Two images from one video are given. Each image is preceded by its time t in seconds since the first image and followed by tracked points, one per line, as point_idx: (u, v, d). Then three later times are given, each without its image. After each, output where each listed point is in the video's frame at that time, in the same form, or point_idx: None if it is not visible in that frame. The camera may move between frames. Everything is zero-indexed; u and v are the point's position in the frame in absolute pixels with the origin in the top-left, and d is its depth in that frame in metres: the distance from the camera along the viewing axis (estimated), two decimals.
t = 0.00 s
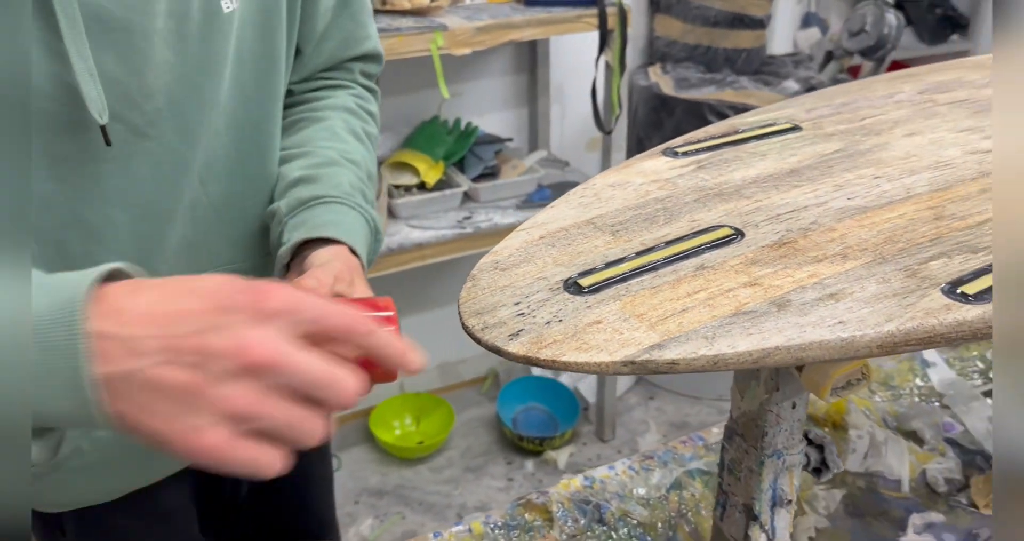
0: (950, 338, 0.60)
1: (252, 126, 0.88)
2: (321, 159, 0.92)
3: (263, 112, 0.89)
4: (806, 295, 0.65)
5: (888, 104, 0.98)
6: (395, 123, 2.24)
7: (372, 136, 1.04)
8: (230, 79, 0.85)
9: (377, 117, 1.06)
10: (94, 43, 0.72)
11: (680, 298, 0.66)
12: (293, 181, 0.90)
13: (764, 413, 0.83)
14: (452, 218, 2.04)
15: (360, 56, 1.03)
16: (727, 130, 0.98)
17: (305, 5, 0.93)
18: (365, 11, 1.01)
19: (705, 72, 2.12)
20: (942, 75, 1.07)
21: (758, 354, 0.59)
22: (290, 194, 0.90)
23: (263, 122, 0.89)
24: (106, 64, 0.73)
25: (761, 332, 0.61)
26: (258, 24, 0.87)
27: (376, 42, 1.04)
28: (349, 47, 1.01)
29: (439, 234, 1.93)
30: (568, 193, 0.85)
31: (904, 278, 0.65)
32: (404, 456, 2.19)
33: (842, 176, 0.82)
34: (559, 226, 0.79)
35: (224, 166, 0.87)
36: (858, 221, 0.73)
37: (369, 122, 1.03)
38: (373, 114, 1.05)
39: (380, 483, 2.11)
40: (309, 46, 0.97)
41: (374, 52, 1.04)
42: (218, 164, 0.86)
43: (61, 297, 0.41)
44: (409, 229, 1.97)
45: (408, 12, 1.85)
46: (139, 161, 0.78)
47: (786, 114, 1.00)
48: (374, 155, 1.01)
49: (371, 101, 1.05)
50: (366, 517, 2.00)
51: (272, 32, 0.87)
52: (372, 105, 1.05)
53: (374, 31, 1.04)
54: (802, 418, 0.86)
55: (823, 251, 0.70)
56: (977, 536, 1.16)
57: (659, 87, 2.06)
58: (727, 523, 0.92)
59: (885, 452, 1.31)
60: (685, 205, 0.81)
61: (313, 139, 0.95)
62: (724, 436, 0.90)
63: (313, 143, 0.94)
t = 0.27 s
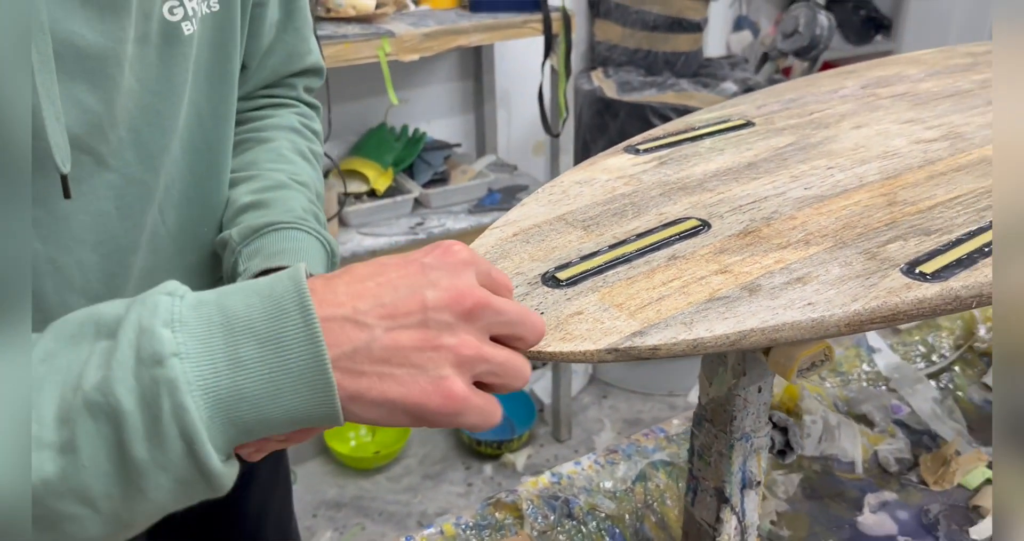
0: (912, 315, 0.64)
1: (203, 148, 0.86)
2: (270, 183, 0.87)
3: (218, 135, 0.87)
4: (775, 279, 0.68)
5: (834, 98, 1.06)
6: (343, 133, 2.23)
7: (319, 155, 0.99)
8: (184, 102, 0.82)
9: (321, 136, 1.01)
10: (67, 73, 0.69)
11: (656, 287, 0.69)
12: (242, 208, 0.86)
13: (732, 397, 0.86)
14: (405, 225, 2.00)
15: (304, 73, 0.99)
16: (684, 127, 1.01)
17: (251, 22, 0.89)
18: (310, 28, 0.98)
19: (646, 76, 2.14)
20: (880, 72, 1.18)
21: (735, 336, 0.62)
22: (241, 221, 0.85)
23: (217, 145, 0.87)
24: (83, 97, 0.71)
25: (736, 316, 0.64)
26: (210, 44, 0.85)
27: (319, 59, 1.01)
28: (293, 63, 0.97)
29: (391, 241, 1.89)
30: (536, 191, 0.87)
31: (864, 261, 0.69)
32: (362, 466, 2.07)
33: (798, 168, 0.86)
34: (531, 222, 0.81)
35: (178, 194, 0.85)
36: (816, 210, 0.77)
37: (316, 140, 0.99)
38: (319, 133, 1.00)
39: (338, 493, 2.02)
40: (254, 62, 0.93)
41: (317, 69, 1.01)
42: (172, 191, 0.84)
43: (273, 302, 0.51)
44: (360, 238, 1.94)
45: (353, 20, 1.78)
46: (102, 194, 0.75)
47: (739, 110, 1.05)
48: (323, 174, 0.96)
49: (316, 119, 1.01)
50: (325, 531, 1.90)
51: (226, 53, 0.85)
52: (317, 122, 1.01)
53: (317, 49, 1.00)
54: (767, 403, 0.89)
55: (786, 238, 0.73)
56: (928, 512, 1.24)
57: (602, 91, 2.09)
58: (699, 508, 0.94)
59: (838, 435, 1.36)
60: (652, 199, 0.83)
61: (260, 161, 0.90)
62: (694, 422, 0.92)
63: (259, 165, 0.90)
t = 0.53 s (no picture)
0: (879, 301, 0.66)
1: (178, 174, 0.82)
2: (243, 199, 0.81)
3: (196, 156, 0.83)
4: (747, 271, 0.69)
5: (789, 96, 1.10)
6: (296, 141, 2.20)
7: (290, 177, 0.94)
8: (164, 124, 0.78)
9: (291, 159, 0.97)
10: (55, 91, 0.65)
11: (633, 282, 0.70)
12: (214, 225, 0.79)
13: (704, 390, 0.87)
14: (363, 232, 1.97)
15: (274, 97, 0.95)
16: (647, 127, 1.03)
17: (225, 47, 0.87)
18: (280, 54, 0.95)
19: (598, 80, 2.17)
20: (833, 70, 1.23)
21: (713, 326, 0.63)
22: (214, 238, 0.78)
23: (191, 167, 0.83)
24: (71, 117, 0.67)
25: (712, 307, 0.65)
26: (189, 66, 0.81)
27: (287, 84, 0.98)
28: (265, 89, 0.94)
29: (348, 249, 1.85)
30: (507, 192, 0.88)
31: (830, 251, 0.71)
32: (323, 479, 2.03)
33: (760, 164, 0.89)
34: (504, 222, 0.82)
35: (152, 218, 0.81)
36: (781, 203, 0.79)
37: (286, 161, 0.94)
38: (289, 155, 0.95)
39: (300, 508, 1.98)
40: (225, 85, 0.90)
41: (286, 94, 0.97)
42: (147, 216, 0.80)
43: (247, 270, 0.47)
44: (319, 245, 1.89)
45: (306, 26, 1.75)
46: (82, 222, 0.71)
47: (699, 109, 1.07)
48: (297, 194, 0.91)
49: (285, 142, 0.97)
50: None
51: (204, 74, 0.82)
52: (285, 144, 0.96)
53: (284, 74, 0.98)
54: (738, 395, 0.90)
55: (754, 231, 0.75)
56: (888, 498, 1.28)
57: (555, 95, 2.10)
58: (673, 501, 0.95)
59: (800, 426, 1.40)
60: (622, 197, 0.85)
61: (231, 181, 0.84)
62: (666, 416, 0.94)
63: (230, 184, 0.84)
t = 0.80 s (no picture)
0: (844, 301, 0.67)
1: (156, 194, 0.85)
2: (217, 221, 0.84)
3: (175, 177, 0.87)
4: (713, 273, 0.69)
5: (748, 99, 1.11)
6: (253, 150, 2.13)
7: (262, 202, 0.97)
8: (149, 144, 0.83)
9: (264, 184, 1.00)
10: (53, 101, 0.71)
11: (600, 287, 0.69)
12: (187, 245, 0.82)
13: (672, 393, 0.87)
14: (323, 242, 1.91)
15: (251, 124, 0.99)
16: (609, 131, 1.03)
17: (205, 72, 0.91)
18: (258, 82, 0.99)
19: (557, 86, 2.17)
20: (790, 72, 1.24)
21: (682, 329, 0.63)
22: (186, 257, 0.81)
23: (170, 188, 0.86)
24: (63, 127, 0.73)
25: (681, 310, 0.65)
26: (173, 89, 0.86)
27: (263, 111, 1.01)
28: (241, 116, 0.97)
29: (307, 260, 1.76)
30: (471, 199, 0.87)
31: (794, 252, 0.71)
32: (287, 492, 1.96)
33: (722, 167, 0.89)
34: (468, 230, 0.81)
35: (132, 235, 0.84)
36: (744, 205, 0.80)
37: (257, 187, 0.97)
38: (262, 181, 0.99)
39: (262, 526, 1.93)
40: (203, 112, 0.94)
41: (263, 121, 1.01)
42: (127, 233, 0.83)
43: (225, 264, 0.48)
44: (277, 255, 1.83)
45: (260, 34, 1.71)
46: (73, 236, 0.77)
47: (660, 113, 1.08)
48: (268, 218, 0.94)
49: (259, 168, 1.00)
50: None
51: (185, 98, 0.87)
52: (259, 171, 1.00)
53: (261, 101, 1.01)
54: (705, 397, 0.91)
55: (719, 234, 0.75)
56: (853, 495, 1.30)
57: (515, 101, 2.10)
58: (643, 505, 0.95)
59: (764, 426, 1.42)
60: (586, 202, 0.84)
61: (205, 203, 0.87)
62: (634, 420, 0.93)
63: (203, 207, 0.87)
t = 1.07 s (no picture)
0: (814, 305, 0.66)
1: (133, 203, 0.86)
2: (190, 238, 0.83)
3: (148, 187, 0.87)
4: (682, 279, 0.69)
5: (714, 102, 1.11)
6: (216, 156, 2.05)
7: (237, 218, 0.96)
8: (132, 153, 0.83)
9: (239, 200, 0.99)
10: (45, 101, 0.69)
11: (568, 295, 0.68)
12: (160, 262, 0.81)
13: (643, 400, 0.86)
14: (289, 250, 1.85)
15: (225, 141, 0.99)
16: (576, 136, 1.02)
17: (181, 85, 0.91)
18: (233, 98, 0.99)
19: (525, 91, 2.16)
20: (755, 75, 1.25)
21: (651, 337, 0.62)
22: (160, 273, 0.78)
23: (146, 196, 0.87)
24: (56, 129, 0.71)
25: (650, 317, 0.64)
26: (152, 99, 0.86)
27: (238, 127, 1.01)
28: (216, 134, 0.97)
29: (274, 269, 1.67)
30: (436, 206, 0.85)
31: (762, 256, 0.71)
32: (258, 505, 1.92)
33: (689, 171, 0.89)
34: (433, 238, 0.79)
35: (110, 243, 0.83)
36: (712, 209, 0.79)
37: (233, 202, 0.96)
38: (237, 197, 0.98)
39: None
40: (178, 126, 0.93)
41: (238, 137, 1.01)
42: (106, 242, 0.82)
43: (271, 225, 0.46)
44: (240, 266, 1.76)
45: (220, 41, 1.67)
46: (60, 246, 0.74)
47: (626, 117, 1.07)
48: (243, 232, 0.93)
49: (234, 184, 0.99)
50: None
51: (163, 107, 0.87)
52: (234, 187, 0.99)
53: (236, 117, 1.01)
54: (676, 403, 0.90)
55: (687, 238, 0.75)
56: (826, 496, 1.30)
57: (482, 106, 2.09)
58: (617, 514, 0.94)
59: (736, 428, 1.43)
60: (553, 208, 0.83)
61: (178, 219, 0.86)
62: (606, 428, 0.92)
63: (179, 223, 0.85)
